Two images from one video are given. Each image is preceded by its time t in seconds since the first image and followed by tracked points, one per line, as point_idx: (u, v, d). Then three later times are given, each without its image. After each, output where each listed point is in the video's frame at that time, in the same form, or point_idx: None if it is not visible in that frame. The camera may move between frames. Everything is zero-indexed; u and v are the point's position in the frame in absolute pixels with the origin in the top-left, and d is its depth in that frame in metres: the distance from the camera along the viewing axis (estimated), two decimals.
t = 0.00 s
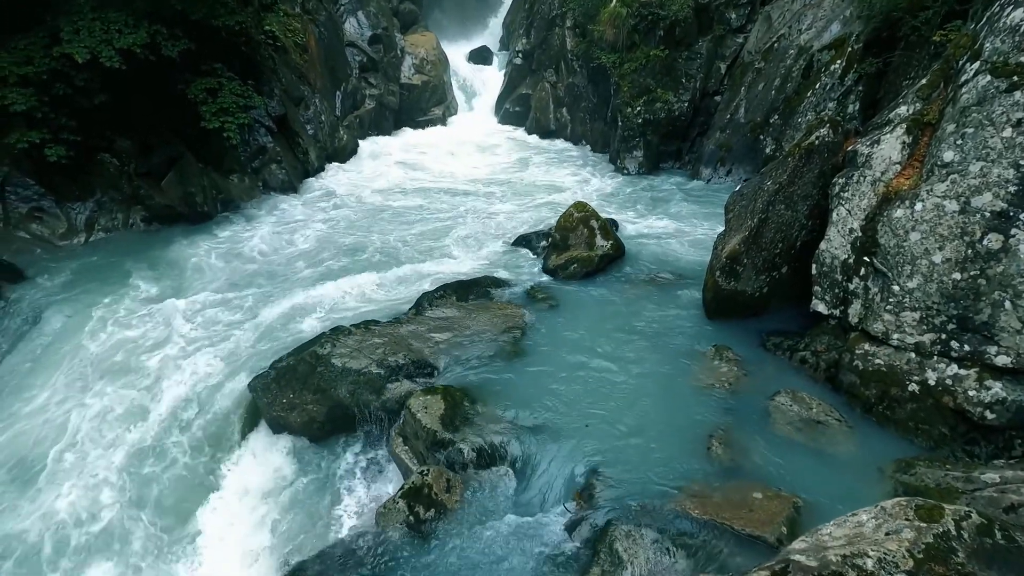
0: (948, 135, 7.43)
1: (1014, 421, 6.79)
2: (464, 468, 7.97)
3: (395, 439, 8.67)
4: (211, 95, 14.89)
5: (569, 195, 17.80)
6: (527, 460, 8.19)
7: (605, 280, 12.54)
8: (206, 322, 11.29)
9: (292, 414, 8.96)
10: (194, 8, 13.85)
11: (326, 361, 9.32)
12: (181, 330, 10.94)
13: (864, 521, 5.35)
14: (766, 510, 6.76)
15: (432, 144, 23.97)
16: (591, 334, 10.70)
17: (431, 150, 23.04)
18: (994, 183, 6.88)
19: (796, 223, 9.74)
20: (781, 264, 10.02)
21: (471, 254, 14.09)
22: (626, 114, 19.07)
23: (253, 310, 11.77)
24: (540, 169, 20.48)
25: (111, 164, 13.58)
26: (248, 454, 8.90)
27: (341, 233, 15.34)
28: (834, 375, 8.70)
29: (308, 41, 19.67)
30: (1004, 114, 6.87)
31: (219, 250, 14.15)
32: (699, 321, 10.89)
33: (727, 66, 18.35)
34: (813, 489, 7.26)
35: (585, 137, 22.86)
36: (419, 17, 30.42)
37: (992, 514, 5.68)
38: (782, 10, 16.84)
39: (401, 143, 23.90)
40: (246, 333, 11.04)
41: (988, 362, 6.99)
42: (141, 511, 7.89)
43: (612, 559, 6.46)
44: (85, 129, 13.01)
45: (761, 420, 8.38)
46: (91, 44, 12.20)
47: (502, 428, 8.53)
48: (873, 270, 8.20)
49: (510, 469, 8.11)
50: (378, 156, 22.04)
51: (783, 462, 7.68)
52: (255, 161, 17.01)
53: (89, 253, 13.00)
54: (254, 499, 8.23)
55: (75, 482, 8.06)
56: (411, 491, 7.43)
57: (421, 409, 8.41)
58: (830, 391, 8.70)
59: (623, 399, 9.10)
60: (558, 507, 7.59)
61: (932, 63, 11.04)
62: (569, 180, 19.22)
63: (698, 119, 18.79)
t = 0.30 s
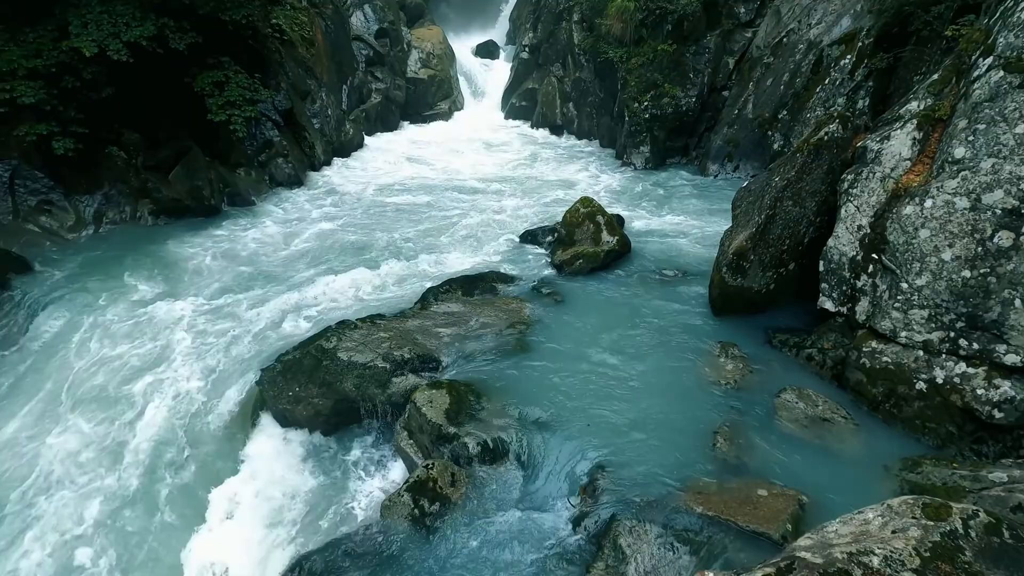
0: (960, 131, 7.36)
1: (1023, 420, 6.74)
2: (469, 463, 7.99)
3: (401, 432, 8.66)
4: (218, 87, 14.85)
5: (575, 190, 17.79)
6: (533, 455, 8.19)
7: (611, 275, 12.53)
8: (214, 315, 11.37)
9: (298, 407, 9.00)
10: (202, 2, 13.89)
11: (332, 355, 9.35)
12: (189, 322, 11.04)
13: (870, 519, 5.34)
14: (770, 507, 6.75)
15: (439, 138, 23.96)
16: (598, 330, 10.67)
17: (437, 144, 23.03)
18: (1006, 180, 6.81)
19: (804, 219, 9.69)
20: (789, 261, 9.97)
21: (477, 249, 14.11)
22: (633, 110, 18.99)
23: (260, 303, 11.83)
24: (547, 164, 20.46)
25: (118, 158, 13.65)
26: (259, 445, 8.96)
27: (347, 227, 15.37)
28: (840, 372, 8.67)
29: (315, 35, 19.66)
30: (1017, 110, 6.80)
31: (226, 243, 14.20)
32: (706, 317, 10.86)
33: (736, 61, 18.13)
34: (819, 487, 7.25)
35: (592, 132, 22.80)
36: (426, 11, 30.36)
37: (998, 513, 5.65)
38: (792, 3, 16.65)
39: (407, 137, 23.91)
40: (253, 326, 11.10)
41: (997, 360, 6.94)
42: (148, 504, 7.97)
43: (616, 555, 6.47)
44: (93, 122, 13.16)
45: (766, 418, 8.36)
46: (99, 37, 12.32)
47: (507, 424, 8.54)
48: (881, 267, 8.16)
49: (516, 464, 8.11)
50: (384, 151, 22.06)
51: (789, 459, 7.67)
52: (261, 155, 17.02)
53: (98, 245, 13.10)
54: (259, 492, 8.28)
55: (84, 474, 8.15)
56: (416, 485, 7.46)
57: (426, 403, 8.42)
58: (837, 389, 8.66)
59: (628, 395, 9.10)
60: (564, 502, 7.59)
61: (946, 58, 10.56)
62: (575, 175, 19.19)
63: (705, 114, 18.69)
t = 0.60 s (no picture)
0: (972, 128, 7.29)
1: None
2: (474, 457, 8.02)
3: (406, 426, 8.66)
4: (225, 81, 14.94)
5: (581, 186, 17.76)
6: (538, 451, 8.20)
7: (617, 271, 12.51)
8: (222, 308, 11.44)
9: (304, 400, 9.03)
10: None
11: (337, 348, 9.37)
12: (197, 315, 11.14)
13: (877, 517, 5.33)
14: (775, 504, 6.75)
15: (445, 133, 23.94)
16: (603, 325, 10.67)
17: (444, 139, 23.01)
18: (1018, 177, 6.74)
19: (812, 216, 9.64)
20: (796, 257, 9.93)
21: (483, 244, 14.12)
22: (640, 105, 18.90)
23: (267, 297, 11.88)
24: (553, 159, 20.42)
25: (127, 151, 13.75)
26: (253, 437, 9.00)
27: (354, 221, 15.41)
28: (847, 370, 8.64)
29: (322, 29, 19.63)
30: None
31: (232, 237, 14.26)
32: (712, 313, 10.84)
33: (744, 57, 18.03)
34: (824, 485, 7.24)
35: (599, 128, 22.73)
36: (433, 5, 30.27)
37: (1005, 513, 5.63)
38: None
39: (414, 132, 23.91)
40: (260, 319, 11.16)
41: (1006, 360, 6.90)
42: (156, 494, 8.04)
43: (620, 549, 6.49)
44: (101, 115, 13.21)
45: (772, 415, 8.34)
46: (108, 31, 12.41)
47: (513, 419, 8.54)
48: (889, 265, 8.11)
49: (522, 459, 8.12)
50: (390, 145, 22.07)
51: (794, 457, 7.65)
52: (268, 149, 17.00)
53: (107, 237, 13.25)
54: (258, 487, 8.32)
55: (92, 464, 8.22)
56: (421, 479, 7.49)
57: (431, 398, 8.43)
58: (844, 387, 8.64)
59: (633, 391, 9.09)
60: (569, 498, 7.61)
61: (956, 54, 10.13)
62: (582, 170, 19.16)
63: (713, 110, 18.57)
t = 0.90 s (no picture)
0: (984, 124, 7.23)
1: None
2: (479, 452, 8.01)
3: (411, 421, 8.67)
4: (232, 75, 14.97)
5: (588, 181, 17.71)
6: (544, 446, 8.20)
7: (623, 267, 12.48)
8: (229, 303, 11.52)
9: (310, 394, 9.06)
10: None
11: (343, 342, 9.39)
12: (204, 312, 11.26)
13: (883, 515, 5.32)
14: (779, 501, 6.74)
15: (451, 128, 23.90)
16: (609, 322, 10.65)
17: (450, 134, 22.97)
18: None
19: (820, 212, 9.59)
20: (803, 254, 9.88)
21: (488, 239, 14.11)
22: (647, 100, 18.85)
23: (273, 291, 11.93)
24: (559, 155, 20.36)
25: (135, 145, 13.82)
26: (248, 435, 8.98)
27: (360, 215, 15.42)
28: (854, 368, 8.60)
29: (329, 23, 19.60)
30: None
31: (239, 231, 14.31)
32: (718, 310, 10.81)
33: (753, 51, 17.74)
34: (829, 482, 7.23)
35: (606, 123, 22.63)
36: None
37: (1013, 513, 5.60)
38: None
39: (420, 127, 23.90)
40: (266, 314, 11.21)
41: (1015, 359, 6.86)
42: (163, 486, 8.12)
43: (625, 545, 6.51)
44: (109, 109, 13.28)
45: (778, 413, 8.32)
46: (116, 25, 12.48)
47: (519, 414, 8.54)
48: (898, 263, 8.06)
49: (527, 454, 8.12)
50: (397, 140, 22.06)
51: (799, 455, 7.64)
52: (275, 144, 16.94)
53: (115, 230, 13.41)
54: (257, 486, 8.30)
55: (101, 457, 8.33)
56: (426, 473, 7.52)
57: (437, 392, 8.45)
58: (850, 385, 8.60)
59: (639, 387, 9.08)
60: (574, 494, 7.61)
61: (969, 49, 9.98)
62: (588, 166, 19.10)
63: (721, 106, 18.44)
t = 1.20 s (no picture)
0: (996, 121, 7.16)
1: None
2: (483, 447, 8.05)
3: (416, 415, 8.69)
4: (240, 69, 14.94)
5: (594, 177, 17.68)
6: (548, 442, 8.21)
7: (629, 263, 12.45)
8: (235, 296, 11.57)
9: (316, 387, 9.08)
10: None
11: (349, 336, 9.38)
12: (211, 303, 11.31)
13: (890, 514, 5.30)
14: (784, 498, 6.73)
15: (458, 123, 23.87)
16: (614, 317, 10.64)
17: (456, 129, 22.93)
18: None
19: (828, 209, 9.54)
20: (811, 251, 9.83)
21: (494, 235, 14.11)
22: (655, 95, 18.77)
23: (279, 285, 11.97)
24: (566, 150, 20.32)
25: (142, 139, 13.94)
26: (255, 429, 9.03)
27: (366, 210, 15.44)
28: (861, 366, 8.56)
29: (336, 17, 19.56)
30: None
31: (246, 224, 14.36)
32: (724, 306, 10.78)
33: (762, 46, 17.68)
34: (835, 480, 7.23)
35: (612, 118, 22.56)
36: None
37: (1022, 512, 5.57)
38: None
39: (426, 121, 23.88)
40: (273, 307, 11.24)
41: None
42: (170, 478, 8.21)
43: (628, 540, 6.53)
44: (117, 103, 13.36)
45: (783, 411, 8.28)
46: (124, 18, 12.47)
47: (523, 409, 8.56)
48: (907, 260, 8.01)
49: (532, 448, 8.14)
50: (403, 135, 22.05)
51: (805, 453, 7.62)
52: (281, 138, 16.94)
53: (123, 223, 13.60)
54: (264, 482, 8.36)
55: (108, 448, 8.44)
56: (431, 467, 7.56)
57: (442, 387, 8.46)
58: (856, 383, 8.57)
59: (644, 383, 9.06)
60: (577, 490, 7.64)
61: (982, 45, 9.80)
62: (594, 162, 19.06)
63: (728, 101, 18.33)
